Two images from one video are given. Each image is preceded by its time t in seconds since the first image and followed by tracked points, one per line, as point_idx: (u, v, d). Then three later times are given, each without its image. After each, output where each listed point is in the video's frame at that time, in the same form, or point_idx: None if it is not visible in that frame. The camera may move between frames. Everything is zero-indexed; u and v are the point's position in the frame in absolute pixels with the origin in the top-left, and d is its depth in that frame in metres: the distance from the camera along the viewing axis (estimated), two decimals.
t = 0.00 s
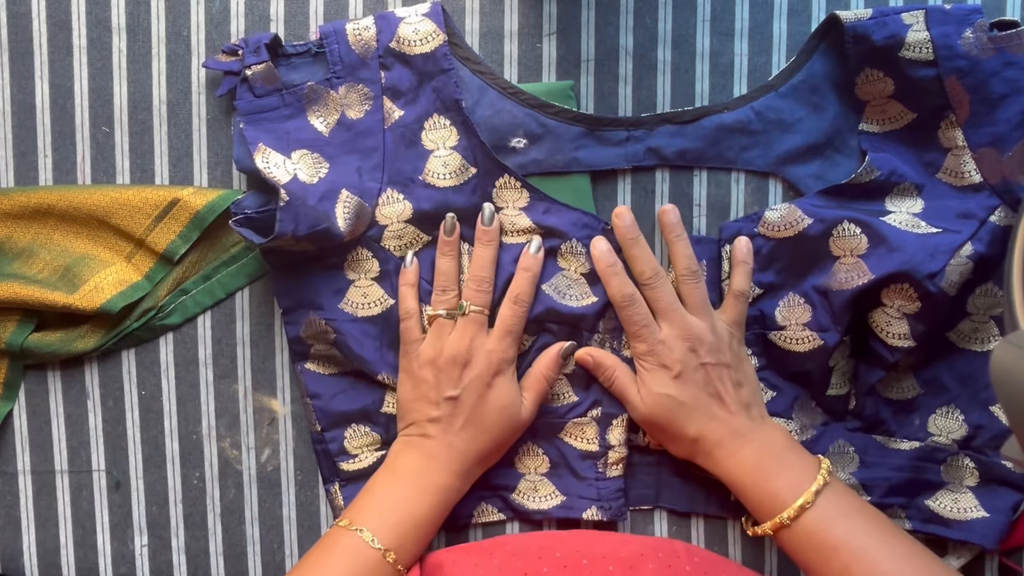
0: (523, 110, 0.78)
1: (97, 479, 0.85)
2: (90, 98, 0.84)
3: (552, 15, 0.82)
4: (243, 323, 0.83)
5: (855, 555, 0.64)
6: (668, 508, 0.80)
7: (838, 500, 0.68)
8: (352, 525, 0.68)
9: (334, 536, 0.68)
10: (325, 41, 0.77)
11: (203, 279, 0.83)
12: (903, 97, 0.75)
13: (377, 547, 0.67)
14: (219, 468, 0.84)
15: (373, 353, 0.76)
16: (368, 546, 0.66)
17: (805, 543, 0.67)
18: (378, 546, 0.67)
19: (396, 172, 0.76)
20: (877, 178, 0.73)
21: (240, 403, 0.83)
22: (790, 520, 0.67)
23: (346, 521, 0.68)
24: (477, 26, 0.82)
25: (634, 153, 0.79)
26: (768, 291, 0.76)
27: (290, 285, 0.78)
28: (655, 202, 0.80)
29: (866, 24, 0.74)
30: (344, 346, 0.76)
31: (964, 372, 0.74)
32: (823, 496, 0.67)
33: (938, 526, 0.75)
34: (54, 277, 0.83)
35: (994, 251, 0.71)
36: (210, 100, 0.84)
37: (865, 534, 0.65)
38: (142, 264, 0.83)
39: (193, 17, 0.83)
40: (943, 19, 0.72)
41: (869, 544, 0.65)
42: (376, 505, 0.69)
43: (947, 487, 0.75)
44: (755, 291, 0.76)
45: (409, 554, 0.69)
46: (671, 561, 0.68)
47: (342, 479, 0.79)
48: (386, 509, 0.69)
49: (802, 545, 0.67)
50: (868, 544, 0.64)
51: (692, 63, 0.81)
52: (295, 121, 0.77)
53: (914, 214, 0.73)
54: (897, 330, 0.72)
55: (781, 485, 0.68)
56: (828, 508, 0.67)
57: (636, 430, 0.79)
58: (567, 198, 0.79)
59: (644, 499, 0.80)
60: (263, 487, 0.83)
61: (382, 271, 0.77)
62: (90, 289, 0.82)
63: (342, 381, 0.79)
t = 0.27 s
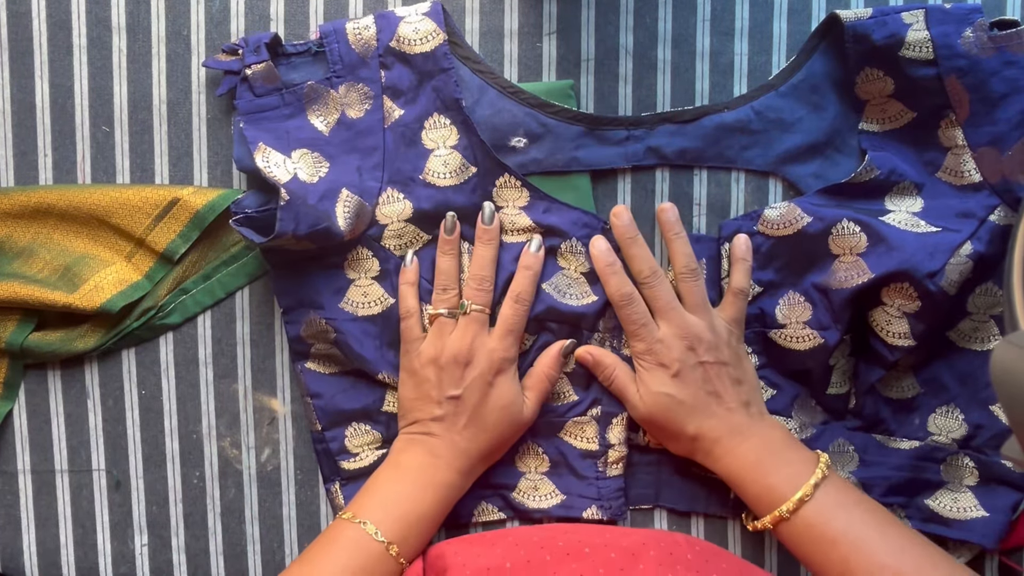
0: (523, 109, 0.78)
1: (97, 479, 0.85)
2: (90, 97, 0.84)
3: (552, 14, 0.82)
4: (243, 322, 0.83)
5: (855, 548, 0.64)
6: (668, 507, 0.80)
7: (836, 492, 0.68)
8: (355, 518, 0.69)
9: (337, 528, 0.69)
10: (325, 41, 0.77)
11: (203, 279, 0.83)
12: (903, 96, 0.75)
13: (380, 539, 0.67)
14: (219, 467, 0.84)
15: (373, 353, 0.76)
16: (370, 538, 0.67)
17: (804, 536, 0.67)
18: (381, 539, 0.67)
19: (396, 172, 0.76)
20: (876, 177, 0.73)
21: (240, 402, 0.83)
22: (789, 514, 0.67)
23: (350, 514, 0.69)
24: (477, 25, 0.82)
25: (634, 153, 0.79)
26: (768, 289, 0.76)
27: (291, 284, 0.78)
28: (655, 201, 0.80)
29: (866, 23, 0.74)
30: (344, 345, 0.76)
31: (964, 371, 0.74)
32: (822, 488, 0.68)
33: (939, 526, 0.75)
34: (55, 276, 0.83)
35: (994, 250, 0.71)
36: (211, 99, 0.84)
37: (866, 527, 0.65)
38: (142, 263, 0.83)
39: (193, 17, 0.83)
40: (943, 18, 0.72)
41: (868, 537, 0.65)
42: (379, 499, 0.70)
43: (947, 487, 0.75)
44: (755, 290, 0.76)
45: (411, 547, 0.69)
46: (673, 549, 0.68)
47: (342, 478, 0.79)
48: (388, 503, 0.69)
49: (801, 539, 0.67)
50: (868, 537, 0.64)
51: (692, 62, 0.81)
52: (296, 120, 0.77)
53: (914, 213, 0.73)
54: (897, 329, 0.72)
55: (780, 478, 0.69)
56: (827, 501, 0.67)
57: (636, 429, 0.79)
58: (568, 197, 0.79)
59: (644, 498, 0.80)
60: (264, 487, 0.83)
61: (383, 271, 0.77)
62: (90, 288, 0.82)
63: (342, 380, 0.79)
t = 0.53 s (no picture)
0: (523, 109, 0.78)
1: (97, 478, 0.85)
2: (90, 97, 0.84)
3: (552, 14, 0.82)
4: (243, 322, 0.83)
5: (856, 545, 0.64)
6: (667, 507, 0.80)
7: (837, 490, 0.68)
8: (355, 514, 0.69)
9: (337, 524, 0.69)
10: (325, 40, 0.77)
11: (203, 278, 0.83)
12: (903, 96, 0.75)
13: (380, 536, 0.67)
14: (219, 467, 0.84)
15: (373, 352, 0.76)
16: (370, 535, 0.67)
17: (806, 534, 0.67)
18: (381, 535, 0.67)
19: (397, 171, 0.76)
20: (876, 177, 0.73)
21: (240, 402, 0.83)
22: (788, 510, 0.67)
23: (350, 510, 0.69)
24: (477, 25, 0.82)
25: (634, 153, 0.79)
26: (768, 289, 0.76)
27: (291, 284, 0.78)
28: (655, 201, 0.80)
29: (866, 23, 0.74)
30: (344, 345, 0.76)
31: (964, 371, 0.74)
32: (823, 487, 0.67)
33: (939, 526, 0.75)
34: (55, 276, 0.83)
35: (994, 250, 0.71)
36: (211, 99, 0.84)
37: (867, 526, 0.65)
38: (142, 263, 0.83)
39: (193, 17, 0.83)
40: (943, 18, 0.72)
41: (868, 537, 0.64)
42: (379, 496, 0.70)
43: (947, 486, 0.75)
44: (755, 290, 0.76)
45: (412, 545, 0.70)
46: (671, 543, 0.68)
47: (342, 478, 0.79)
48: (388, 499, 0.69)
49: (800, 535, 0.67)
50: (866, 536, 0.64)
51: (692, 62, 0.81)
52: (296, 120, 0.77)
53: (914, 213, 0.73)
54: (897, 329, 0.72)
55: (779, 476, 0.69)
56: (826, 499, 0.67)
57: (636, 429, 0.79)
58: (568, 197, 0.79)
59: (644, 498, 0.80)
60: (263, 487, 0.83)
61: (383, 271, 0.77)
62: (90, 288, 0.82)
63: (343, 380, 0.79)
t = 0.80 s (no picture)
0: (523, 109, 0.78)
1: (97, 478, 0.85)
2: (90, 97, 0.84)
3: (552, 14, 0.82)
4: (243, 322, 0.83)
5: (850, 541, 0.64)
6: (667, 507, 0.80)
7: (833, 493, 0.68)
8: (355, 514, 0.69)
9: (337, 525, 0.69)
10: (325, 40, 0.77)
11: (203, 278, 0.83)
12: (903, 96, 0.75)
13: (380, 535, 0.68)
14: (219, 467, 0.84)
15: (373, 353, 0.76)
16: (371, 534, 0.67)
17: (802, 533, 0.67)
18: (382, 535, 0.67)
19: (397, 171, 0.76)
20: (876, 176, 0.73)
21: (240, 402, 0.83)
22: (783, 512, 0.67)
23: (350, 510, 0.69)
24: (477, 25, 0.82)
25: (634, 152, 0.79)
26: (767, 288, 0.76)
27: (291, 284, 0.78)
28: (654, 201, 0.80)
29: (866, 23, 0.74)
30: (344, 345, 0.76)
31: (963, 371, 0.74)
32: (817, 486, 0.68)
33: (938, 525, 0.75)
34: (55, 276, 0.83)
35: (994, 250, 0.71)
36: (211, 99, 0.84)
37: (860, 524, 0.65)
38: (142, 263, 0.83)
39: (193, 17, 0.83)
40: (943, 18, 0.72)
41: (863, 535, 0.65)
42: (379, 496, 0.70)
43: (946, 486, 0.75)
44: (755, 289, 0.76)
45: (411, 545, 0.70)
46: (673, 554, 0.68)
47: (342, 478, 0.79)
48: (388, 499, 0.70)
49: (796, 537, 0.67)
50: (862, 534, 0.65)
51: (692, 62, 0.81)
52: (296, 119, 0.77)
53: (913, 213, 0.73)
54: (897, 329, 0.72)
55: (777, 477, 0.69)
56: (823, 500, 0.67)
57: (636, 429, 0.79)
58: (568, 197, 0.79)
59: (644, 498, 0.80)
60: (264, 487, 0.83)
61: (383, 271, 0.77)
62: (90, 288, 0.82)
63: (343, 380, 0.79)
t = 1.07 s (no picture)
0: (523, 110, 0.78)
1: (97, 479, 0.85)
2: (90, 98, 0.84)
3: (552, 15, 0.82)
4: (243, 323, 0.83)
5: None
6: (667, 508, 0.80)
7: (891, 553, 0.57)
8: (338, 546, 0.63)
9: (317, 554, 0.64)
10: (325, 42, 0.77)
11: (203, 279, 0.83)
12: (903, 97, 0.74)
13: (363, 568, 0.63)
14: (219, 468, 0.84)
15: (370, 355, 0.76)
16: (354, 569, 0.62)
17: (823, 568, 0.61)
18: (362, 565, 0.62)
19: (396, 171, 0.76)
20: (877, 177, 0.73)
21: (240, 403, 0.83)
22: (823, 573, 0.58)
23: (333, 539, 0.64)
24: (477, 26, 0.82)
25: (634, 153, 0.79)
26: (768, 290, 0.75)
27: (290, 285, 0.78)
28: (654, 202, 0.80)
29: (866, 25, 0.74)
30: (342, 347, 0.76)
31: (963, 372, 0.74)
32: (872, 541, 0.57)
33: (938, 527, 0.75)
34: (54, 277, 0.83)
35: (994, 251, 0.71)
36: (210, 100, 0.84)
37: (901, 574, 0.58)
38: (142, 264, 0.83)
39: (193, 18, 0.83)
40: (943, 19, 0.72)
41: None
42: (363, 524, 0.65)
43: (947, 487, 0.75)
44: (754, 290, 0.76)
45: None
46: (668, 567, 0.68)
47: (342, 479, 0.79)
48: (373, 527, 0.64)
49: None
50: None
51: (692, 63, 0.81)
52: (295, 120, 0.77)
53: (914, 214, 0.73)
54: (898, 331, 0.72)
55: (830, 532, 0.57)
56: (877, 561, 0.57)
57: (635, 432, 0.78)
58: (567, 197, 0.79)
59: (644, 499, 0.80)
60: (263, 488, 0.83)
61: (381, 272, 0.77)
62: (90, 289, 0.82)
63: (342, 381, 0.79)
